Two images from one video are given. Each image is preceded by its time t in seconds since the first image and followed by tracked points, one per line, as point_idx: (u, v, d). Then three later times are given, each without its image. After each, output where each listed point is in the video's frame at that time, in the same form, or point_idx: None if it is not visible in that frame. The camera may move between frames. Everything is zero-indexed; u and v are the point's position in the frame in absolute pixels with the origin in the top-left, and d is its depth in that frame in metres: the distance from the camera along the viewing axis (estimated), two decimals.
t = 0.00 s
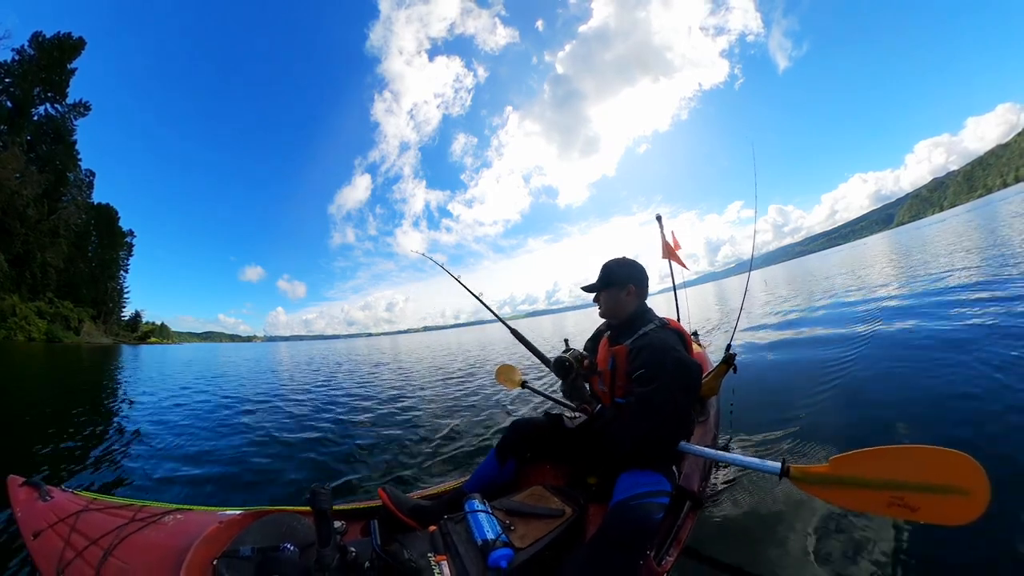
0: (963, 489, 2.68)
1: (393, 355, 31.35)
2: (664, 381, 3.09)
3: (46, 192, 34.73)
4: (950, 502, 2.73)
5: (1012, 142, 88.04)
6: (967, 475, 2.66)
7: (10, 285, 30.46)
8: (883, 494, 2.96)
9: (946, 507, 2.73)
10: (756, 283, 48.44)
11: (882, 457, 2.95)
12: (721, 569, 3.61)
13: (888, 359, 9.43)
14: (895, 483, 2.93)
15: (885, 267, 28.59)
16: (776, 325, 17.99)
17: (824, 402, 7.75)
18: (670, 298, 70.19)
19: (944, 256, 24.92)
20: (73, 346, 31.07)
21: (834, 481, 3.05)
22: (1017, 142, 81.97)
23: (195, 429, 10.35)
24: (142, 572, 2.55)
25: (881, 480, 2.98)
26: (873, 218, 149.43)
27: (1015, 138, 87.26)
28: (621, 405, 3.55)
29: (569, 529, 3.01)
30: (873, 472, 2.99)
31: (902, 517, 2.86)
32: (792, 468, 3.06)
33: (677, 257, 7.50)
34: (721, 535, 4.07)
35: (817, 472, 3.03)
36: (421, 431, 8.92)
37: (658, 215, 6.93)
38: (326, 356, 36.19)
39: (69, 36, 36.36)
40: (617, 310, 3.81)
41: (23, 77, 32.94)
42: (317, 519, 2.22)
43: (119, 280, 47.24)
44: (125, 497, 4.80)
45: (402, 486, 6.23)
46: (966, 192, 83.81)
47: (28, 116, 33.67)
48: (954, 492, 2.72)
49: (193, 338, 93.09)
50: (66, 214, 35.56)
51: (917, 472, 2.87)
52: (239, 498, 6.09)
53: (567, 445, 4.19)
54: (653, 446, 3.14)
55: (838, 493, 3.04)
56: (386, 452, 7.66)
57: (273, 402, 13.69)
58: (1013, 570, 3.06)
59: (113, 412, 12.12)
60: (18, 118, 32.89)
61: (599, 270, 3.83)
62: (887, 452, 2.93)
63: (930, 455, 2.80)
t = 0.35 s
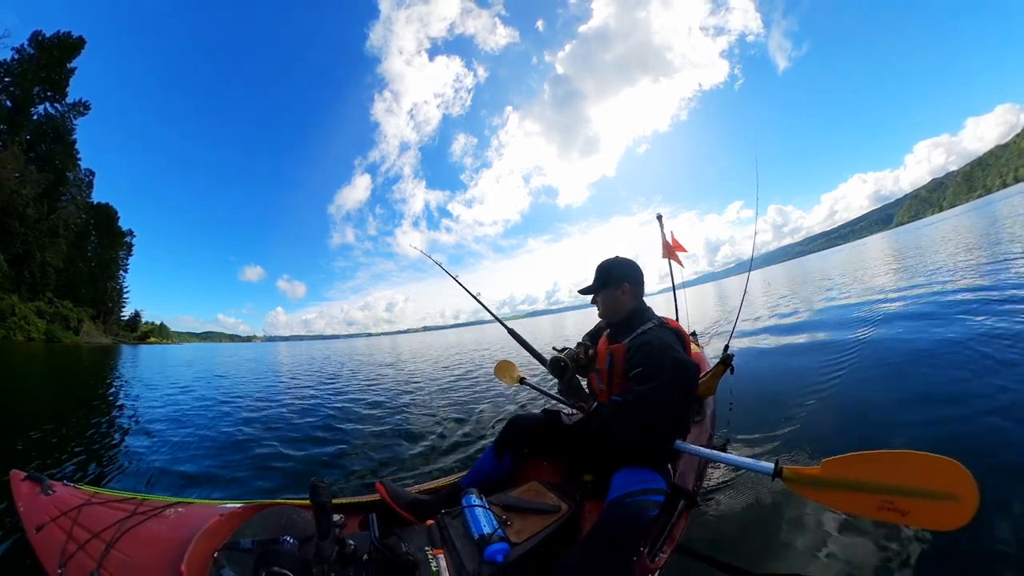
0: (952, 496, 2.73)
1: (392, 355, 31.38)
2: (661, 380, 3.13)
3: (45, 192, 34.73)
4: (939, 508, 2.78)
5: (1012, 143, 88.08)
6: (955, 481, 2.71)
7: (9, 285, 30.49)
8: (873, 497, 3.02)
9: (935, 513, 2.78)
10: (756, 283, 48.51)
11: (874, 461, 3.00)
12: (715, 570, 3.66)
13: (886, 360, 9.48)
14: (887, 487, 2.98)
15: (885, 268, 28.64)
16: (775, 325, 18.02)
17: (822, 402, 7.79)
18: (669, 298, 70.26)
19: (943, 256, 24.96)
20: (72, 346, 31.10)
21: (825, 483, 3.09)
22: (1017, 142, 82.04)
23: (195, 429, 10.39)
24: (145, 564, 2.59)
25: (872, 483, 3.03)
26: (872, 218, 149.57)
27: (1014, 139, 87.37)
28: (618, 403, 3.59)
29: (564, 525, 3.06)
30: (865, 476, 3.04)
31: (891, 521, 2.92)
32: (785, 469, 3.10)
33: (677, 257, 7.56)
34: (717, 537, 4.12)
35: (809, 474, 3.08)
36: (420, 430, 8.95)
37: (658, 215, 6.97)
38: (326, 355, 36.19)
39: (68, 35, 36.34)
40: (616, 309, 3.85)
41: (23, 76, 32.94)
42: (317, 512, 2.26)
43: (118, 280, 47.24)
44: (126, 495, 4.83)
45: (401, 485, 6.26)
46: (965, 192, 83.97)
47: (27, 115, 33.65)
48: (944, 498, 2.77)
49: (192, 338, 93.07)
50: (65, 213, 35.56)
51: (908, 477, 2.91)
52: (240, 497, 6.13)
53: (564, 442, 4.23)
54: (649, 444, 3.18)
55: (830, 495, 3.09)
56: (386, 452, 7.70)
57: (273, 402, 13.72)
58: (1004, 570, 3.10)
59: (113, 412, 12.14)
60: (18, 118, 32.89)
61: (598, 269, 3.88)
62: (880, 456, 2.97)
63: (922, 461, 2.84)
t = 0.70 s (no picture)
0: (954, 495, 2.71)
1: (392, 355, 31.40)
2: (661, 381, 3.12)
3: (45, 191, 34.69)
4: (939, 507, 2.78)
5: (1012, 143, 88.07)
6: (957, 480, 2.69)
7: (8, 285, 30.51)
8: (873, 496, 3.00)
9: (935, 512, 2.78)
10: (756, 283, 48.55)
11: (875, 460, 2.98)
12: (716, 566, 3.64)
13: (887, 360, 9.47)
14: (887, 485, 2.96)
15: (885, 268, 28.63)
16: (775, 325, 18.01)
17: (823, 402, 7.78)
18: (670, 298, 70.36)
19: (943, 256, 24.95)
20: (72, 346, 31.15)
21: (825, 483, 3.07)
22: (1018, 142, 82.05)
23: (195, 430, 10.38)
24: (143, 568, 2.57)
25: (872, 483, 3.01)
26: (872, 218, 149.73)
27: (1014, 139, 87.38)
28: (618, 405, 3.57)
29: (566, 527, 3.04)
30: (867, 474, 3.01)
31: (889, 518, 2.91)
32: (786, 469, 3.08)
33: (678, 257, 7.55)
34: (721, 533, 4.08)
35: (809, 473, 3.06)
36: (421, 430, 8.96)
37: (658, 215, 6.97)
38: (326, 356, 36.16)
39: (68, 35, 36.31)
40: (614, 311, 3.83)
41: (22, 76, 32.90)
42: (317, 515, 2.25)
43: (118, 280, 47.24)
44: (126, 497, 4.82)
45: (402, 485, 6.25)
46: (964, 192, 84.07)
47: (26, 114, 33.62)
48: (945, 497, 2.76)
49: (192, 339, 93.13)
50: (65, 213, 35.51)
51: (910, 478, 2.90)
52: (239, 497, 6.11)
53: (565, 443, 4.20)
54: (649, 445, 3.17)
55: (830, 493, 3.06)
56: (387, 452, 7.69)
57: (273, 402, 13.73)
58: (1008, 567, 3.08)
59: (114, 412, 12.14)
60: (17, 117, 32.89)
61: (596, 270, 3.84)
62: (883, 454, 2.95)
63: (925, 460, 2.83)
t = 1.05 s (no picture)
0: (958, 486, 2.73)
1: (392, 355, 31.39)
2: (658, 381, 3.11)
3: (44, 191, 34.64)
4: (943, 498, 2.78)
5: (1012, 143, 88.20)
6: (960, 472, 2.71)
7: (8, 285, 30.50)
8: (878, 491, 2.98)
9: (940, 504, 2.78)
10: (756, 283, 48.55)
11: (879, 454, 2.97)
12: (720, 567, 3.65)
13: (888, 359, 9.47)
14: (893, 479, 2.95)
15: (885, 268, 28.67)
16: (776, 324, 18.01)
17: (824, 402, 7.79)
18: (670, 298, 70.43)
19: (943, 257, 24.96)
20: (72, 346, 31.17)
21: (830, 479, 3.05)
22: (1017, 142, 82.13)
23: (195, 430, 10.36)
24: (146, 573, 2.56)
25: (876, 477, 2.99)
26: (871, 219, 150.12)
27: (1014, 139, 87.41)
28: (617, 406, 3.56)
29: (568, 528, 3.03)
30: (872, 469, 2.99)
31: (895, 512, 2.90)
32: (788, 466, 3.06)
33: (676, 257, 7.54)
34: (722, 535, 4.08)
35: (812, 469, 3.04)
36: (421, 430, 8.95)
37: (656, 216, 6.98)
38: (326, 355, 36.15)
39: (67, 34, 36.25)
40: (610, 313, 3.82)
41: (21, 75, 32.84)
42: (320, 518, 2.24)
43: (118, 280, 47.20)
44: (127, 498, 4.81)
45: (404, 485, 6.25)
46: (964, 193, 84.19)
47: (25, 114, 33.58)
48: (950, 489, 2.76)
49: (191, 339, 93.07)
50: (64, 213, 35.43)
51: (913, 471, 2.90)
52: (241, 498, 6.11)
53: (566, 445, 4.20)
54: (649, 444, 3.16)
55: (836, 489, 3.04)
56: (387, 452, 7.69)
57: (273, 402, 13.71)
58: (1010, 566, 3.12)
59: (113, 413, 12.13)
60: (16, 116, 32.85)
61: (589, 273, 3.83)
62: (888, 449, 2.93)
63: (927, 452, 2.83)
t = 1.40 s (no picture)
0: (966, 484, 2.68)
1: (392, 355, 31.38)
2: (656, 382, 3.09)
3: (43, 191, 34.57)
4: (950, 494, 2.75)
5: (1012, 144, 88.31)
6: (967, 469, 2.66)
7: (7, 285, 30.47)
8: (882, 488, 2.95)
9: (946, 501, 2.74)
10: (756, 283, 48.64)
11: (882, 452, 2.93)
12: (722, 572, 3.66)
13: (889, 359, 9.46)
14: (898, 477, 2.91)
15: (885, 268, 28.71)
16: (776, 324, 18.02)
17: (826, 402, 7.75)
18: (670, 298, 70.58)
19: (943, 257, 24.99)
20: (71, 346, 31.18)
21: (833, 477, 3.02)
22: (1017, 142, 82.11)
23: (194, 430, 10.32)
24: None
25: (881, 475, 2.96)
26: (871, 219, 150.25)
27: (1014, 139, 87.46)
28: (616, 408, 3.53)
29: (570, 530, 3.01)
30: (877, 467, 2.96)
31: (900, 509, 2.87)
32: (791, 465, 3.03)
33: (676, 258, 7.51)
34: (725, 541, 4.09)
35: (815, 468, 3.01)
36: (420, 430, 8.94)
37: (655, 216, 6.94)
38: (326, 355, 36.13)
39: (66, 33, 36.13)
40: (606, 316, 3.79)
41: (21, 75, 32.79)
42: (320, 522, 2.21)
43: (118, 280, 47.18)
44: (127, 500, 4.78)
45: (404, 485, 6.22)
46: (963, 193, 84.32)
47: (24, 113, 33.51)
48: (958, 485, 2.72)
49: (191, 339, 93.08)
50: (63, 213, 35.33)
51: (916, 468, 2.87)
52: (241, 499, 6.07)
53: (568, 447, 4.18)
54: (650, 446, 3.13)
55: (839, 487, 3.02)
56: (388, 452, 7.66)
57: (273, 402, 13.66)
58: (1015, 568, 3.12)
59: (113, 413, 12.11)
60: (15, 115, 32.80)
61: (583, 277, 3.80)
62: (893, 447, 2.89)
63: (932, 450, 2.78)
